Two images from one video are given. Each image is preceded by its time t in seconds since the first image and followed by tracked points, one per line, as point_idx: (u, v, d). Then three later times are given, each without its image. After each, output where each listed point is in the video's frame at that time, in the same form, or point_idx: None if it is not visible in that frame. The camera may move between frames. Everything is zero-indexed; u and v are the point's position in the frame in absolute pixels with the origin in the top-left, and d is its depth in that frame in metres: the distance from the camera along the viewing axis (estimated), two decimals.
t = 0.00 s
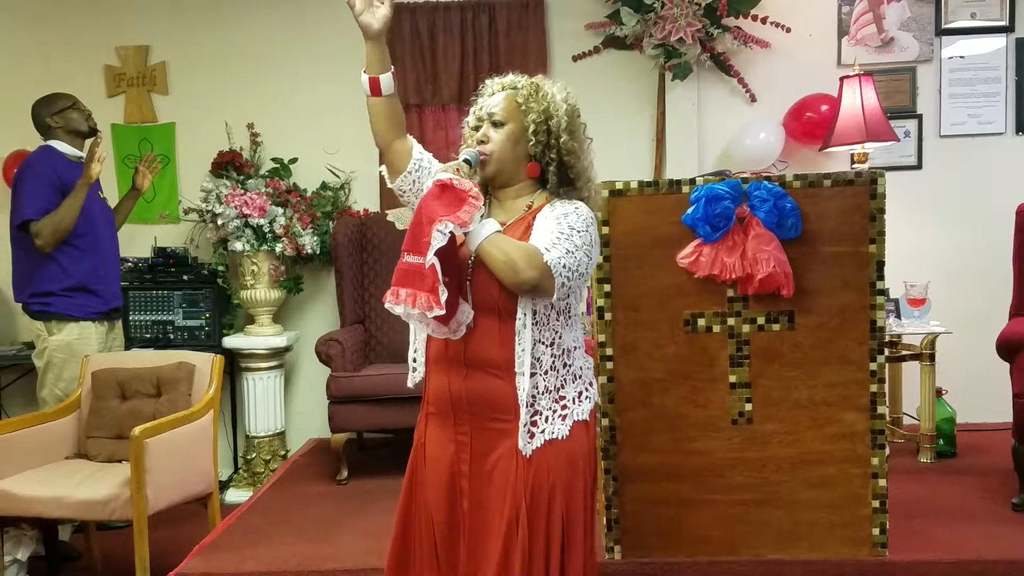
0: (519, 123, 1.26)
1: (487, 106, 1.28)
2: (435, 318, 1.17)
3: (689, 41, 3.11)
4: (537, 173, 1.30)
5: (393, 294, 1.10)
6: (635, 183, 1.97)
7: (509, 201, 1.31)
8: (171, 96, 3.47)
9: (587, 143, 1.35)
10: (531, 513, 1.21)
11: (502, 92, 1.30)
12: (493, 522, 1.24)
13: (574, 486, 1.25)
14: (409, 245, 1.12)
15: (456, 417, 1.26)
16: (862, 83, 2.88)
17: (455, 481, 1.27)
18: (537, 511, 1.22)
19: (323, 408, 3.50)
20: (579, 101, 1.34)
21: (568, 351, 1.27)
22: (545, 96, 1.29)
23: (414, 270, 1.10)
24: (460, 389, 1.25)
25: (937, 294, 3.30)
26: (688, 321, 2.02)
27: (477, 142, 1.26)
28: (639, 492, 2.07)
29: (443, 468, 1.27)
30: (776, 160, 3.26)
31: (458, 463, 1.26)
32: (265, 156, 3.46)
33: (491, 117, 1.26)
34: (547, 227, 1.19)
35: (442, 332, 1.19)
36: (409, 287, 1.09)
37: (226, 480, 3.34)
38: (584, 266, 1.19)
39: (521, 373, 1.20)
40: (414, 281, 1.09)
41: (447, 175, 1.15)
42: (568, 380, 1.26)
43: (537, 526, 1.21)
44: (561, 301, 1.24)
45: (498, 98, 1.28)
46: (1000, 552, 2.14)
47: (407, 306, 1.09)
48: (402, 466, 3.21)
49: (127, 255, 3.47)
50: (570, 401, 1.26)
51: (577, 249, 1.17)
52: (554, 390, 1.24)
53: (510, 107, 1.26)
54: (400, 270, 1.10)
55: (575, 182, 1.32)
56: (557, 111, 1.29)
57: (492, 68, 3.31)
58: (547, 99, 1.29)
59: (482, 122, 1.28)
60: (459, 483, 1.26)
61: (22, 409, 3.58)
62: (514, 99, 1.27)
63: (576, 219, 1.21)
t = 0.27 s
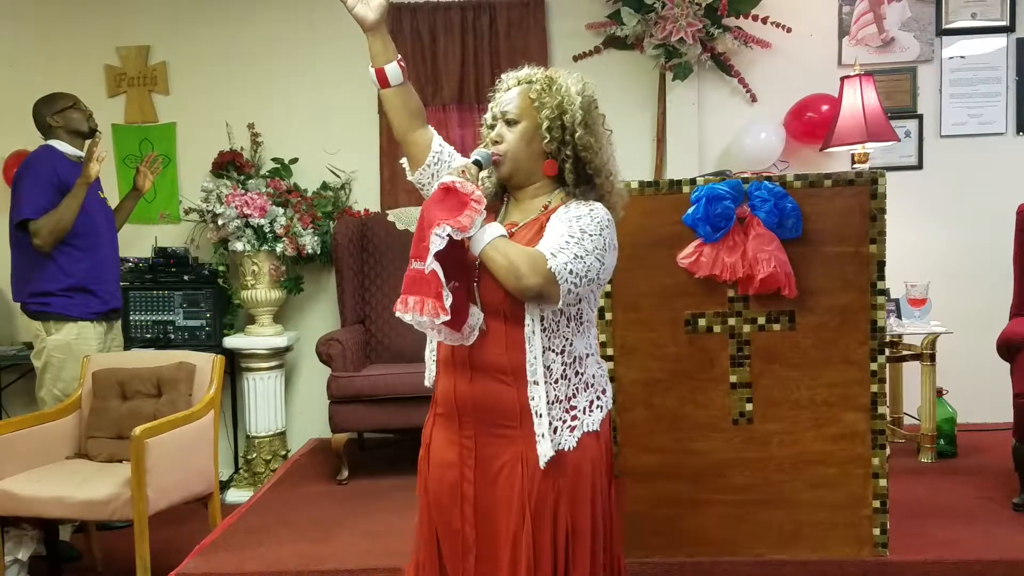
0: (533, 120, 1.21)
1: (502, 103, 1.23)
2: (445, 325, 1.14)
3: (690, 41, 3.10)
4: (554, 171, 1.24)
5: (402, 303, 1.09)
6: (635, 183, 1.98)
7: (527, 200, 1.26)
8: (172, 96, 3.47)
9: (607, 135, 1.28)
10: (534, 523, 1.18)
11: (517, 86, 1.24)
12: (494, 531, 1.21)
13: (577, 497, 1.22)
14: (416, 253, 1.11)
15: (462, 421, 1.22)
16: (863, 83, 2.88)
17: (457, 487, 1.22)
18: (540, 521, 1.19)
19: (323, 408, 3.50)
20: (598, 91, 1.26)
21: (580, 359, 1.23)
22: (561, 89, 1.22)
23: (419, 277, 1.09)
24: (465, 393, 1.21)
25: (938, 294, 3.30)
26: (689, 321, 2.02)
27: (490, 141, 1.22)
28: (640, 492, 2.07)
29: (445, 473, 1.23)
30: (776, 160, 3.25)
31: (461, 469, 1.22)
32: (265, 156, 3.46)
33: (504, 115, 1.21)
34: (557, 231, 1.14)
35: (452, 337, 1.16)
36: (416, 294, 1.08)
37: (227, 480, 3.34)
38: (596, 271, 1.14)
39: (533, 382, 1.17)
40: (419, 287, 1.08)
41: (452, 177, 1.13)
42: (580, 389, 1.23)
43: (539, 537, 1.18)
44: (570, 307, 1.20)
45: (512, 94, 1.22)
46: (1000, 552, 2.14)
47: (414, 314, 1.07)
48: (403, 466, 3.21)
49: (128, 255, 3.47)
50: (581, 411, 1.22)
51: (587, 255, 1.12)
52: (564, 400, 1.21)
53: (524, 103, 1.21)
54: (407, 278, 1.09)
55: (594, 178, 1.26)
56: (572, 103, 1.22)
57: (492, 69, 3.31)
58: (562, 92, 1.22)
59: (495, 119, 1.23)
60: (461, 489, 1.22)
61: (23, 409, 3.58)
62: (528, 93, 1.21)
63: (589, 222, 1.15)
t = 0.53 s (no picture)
0: (542, 120, 1.19)
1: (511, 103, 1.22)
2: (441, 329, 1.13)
3: (690, 41, 3.10)
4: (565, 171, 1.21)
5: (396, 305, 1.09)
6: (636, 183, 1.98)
7: (538, 201, 1.25)
8: (172, 96, 3.47)
9: (620, 132, 1.24)
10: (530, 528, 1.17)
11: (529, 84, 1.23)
12: (489, 536, 1.20)
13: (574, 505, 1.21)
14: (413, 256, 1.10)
15: (461, 425, 1.21)
16: (864, 83, 2.88)
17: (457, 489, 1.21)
18: (536, 527, 1.17)
19: (324, 408, 3.50)
20: (611, 87, 1.23)
21: (580, 366, 1.21)
22: (570, 86, 1.19)
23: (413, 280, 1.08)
24: (463, 397, 1.20)
25: (939, 294, 3.30)
26: (690, 321, 2.02)
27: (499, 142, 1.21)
28: (640, 492, 2.07)
29: (445, 474, 1.23)
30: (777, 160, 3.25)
31: (460, 471, 1.21)
32: (266, 156, 3.46)
33: (514, 115, 1.21)
34: (558, 235, 1.11)
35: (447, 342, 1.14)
36: (410, 297, 1.07)
37: (228, 480, 3.34)
38: (597, 277, 1.10)
39: (531, 391, 1.15)
40: (413, 291, 1.07)
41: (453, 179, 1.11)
42: (580, 398, 1.20)
43: (534, 544, 1.17)
44: (568, 313, 1.17)
45: (522, 94, 1.21)
46: (1001, 553, 2.14)
47: (405, 318, 1.07)
48: (403, 466, 3.21)
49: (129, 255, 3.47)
50: (581, 420, 1.20)
51: (586, 261, 1.09)
52: (564, 408, 1.19)
53: (532, 103, 1.19)
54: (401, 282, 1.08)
55: (604, 178, 1.22)
56: (581, 99, 1.19)
57: (492, 68, 3.31)
58: (572, 88, 1.19)
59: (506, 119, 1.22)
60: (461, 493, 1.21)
61: (24, 409, 3.59)
62: (537, 92, 1.20)
63: (591, 227, 1.12)
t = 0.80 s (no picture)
0: (551, 120, 1.18)
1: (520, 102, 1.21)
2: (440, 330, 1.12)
3: (691, 41, 3.10)
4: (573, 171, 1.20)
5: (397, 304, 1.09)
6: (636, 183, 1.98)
7: (545, 201, 1.25)
8: (173, 96, 3.47)
9: (629, 131, 1.23)
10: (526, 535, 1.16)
11: (537, 83, 1.22)
12: (485, 540, 1.18)
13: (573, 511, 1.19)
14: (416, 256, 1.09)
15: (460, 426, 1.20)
16: (865, 83, 2.87)
17: (455, 490, 1.20)
18: (532, 534, 1.16)
19: (324, 408, 3.50)
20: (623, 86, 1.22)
21: (581, 372, 1.19)
22: (580, 85, 1.19)
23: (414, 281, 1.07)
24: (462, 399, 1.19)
25: (940, 295, 3.30)
26: (690, 321, 2.02)
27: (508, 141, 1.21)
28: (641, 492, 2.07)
29: (445, 474, 1.22)
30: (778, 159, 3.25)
31: (460, 472, 1.20)
32: (267, 156, 3.46)
33: (523, 113, 1.20)
34: (560, 240, 1.10)
35: (445, 345, 1.13)
36: (411, 298, 1.07)
37: (228, 480, 3.34)
38: (599, 283, 1.09)
39: (524, 396, 1.14)
40: (414, 292, 1.07)
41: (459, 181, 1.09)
42: (581, 404, 1.19)
43: (530, 550, 1.16)
44: (569, 319, 1.16)
45: (531, 93, 1.20)
46: (1002, 552, 2.13)
47: (405, 318, 1.07)
48: (404, 466, 3.21)
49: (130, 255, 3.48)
50: (581, 427, 1.19)
51: (587, 267, 1.07)
52: (564, 414, 1.17)
53: (542, 102, 1.19)
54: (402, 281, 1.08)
55: (611, 178, 1.21)
56: (591, 98, 1.18)
57: (493, 68, 3.31)
58: (582, 87, 1.19)
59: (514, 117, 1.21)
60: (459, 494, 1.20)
61: (25, 410, 3.59)
62: (546, 90, 1.19)
63: (594, 232, 1.11)
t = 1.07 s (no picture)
0: (573, 116, 1.16)
1: (536, 98, 1.18)
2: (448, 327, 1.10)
3: (692, 41, 3.09)
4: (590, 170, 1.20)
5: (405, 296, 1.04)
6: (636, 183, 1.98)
7: (555, 200, 1.22)
8: (174, 97, 3.47)
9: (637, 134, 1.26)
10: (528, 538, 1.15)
11: (548, 80, 1.20)
12: (487, 543, 1.17)
13: (578, 517, 1.18)
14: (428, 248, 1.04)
15: (464, 428, 1.20)
16: (866, 83, 2.87)
17: (456, 493, 1.20)
18: (534, 539, 1.15)
19: (325, 408, 3.51)
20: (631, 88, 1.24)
21: (588, 374, 1.18)
22: (595, 83, 1.19)
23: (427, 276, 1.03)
24: (466, 402, 1.19)
25: (941, 295, 3.30)
26: (691, 321, 2.02)
27: (526, 138, 1.16)
28: (642, 492, 2.07)
29: (447, 477, 1.22)
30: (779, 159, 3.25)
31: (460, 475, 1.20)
32: (268, 156, 3.47)
33: (542, 109, 1.16)
34: (573, 243, 1.08)
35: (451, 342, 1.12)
36: (421, 292, 1.03)
37: (229, 480, 3.34)
38: (612, 288, 1.07)
39: (533, 398, 1.12)
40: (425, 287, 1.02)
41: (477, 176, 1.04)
42: (588, 405, 1.18)
43: (532, 555, 1.15)
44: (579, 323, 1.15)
45: (547, 89, 1.17)
46: (1003, 552, 2.13)
47: (414, 312, 1.03)
48: (405, 466, 3.21)
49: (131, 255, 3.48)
50: (587, 429, 1.17)
51: (602, 272, 1.05)
52: (571, 416, 1.16)
53: (560, 98, 1.16)
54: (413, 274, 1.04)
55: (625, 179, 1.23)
56: (609, 99, 1.19)
57: (494, 68, 3.31)
58: (599, 86, 1.19)
59: (530, 114, 1.17)
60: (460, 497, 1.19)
61: (26, 409, 3.59)
62: (566, 86, 1.17)
63: (606, 234, 1.09)
